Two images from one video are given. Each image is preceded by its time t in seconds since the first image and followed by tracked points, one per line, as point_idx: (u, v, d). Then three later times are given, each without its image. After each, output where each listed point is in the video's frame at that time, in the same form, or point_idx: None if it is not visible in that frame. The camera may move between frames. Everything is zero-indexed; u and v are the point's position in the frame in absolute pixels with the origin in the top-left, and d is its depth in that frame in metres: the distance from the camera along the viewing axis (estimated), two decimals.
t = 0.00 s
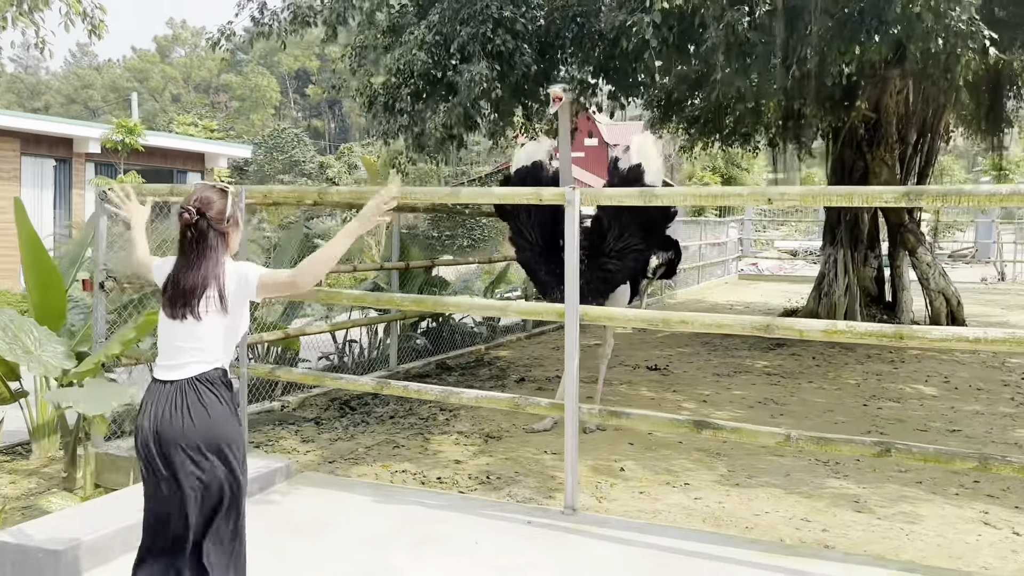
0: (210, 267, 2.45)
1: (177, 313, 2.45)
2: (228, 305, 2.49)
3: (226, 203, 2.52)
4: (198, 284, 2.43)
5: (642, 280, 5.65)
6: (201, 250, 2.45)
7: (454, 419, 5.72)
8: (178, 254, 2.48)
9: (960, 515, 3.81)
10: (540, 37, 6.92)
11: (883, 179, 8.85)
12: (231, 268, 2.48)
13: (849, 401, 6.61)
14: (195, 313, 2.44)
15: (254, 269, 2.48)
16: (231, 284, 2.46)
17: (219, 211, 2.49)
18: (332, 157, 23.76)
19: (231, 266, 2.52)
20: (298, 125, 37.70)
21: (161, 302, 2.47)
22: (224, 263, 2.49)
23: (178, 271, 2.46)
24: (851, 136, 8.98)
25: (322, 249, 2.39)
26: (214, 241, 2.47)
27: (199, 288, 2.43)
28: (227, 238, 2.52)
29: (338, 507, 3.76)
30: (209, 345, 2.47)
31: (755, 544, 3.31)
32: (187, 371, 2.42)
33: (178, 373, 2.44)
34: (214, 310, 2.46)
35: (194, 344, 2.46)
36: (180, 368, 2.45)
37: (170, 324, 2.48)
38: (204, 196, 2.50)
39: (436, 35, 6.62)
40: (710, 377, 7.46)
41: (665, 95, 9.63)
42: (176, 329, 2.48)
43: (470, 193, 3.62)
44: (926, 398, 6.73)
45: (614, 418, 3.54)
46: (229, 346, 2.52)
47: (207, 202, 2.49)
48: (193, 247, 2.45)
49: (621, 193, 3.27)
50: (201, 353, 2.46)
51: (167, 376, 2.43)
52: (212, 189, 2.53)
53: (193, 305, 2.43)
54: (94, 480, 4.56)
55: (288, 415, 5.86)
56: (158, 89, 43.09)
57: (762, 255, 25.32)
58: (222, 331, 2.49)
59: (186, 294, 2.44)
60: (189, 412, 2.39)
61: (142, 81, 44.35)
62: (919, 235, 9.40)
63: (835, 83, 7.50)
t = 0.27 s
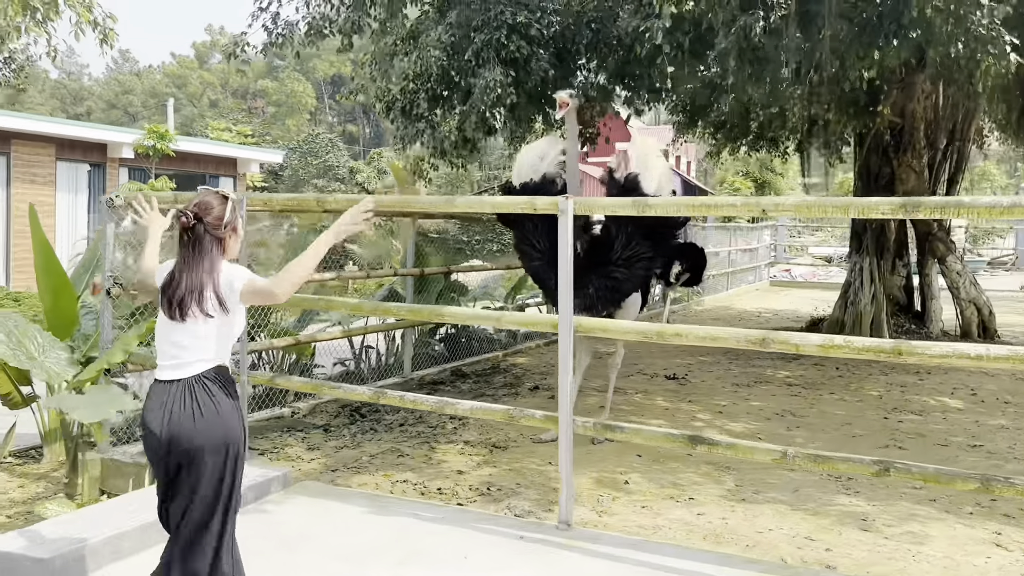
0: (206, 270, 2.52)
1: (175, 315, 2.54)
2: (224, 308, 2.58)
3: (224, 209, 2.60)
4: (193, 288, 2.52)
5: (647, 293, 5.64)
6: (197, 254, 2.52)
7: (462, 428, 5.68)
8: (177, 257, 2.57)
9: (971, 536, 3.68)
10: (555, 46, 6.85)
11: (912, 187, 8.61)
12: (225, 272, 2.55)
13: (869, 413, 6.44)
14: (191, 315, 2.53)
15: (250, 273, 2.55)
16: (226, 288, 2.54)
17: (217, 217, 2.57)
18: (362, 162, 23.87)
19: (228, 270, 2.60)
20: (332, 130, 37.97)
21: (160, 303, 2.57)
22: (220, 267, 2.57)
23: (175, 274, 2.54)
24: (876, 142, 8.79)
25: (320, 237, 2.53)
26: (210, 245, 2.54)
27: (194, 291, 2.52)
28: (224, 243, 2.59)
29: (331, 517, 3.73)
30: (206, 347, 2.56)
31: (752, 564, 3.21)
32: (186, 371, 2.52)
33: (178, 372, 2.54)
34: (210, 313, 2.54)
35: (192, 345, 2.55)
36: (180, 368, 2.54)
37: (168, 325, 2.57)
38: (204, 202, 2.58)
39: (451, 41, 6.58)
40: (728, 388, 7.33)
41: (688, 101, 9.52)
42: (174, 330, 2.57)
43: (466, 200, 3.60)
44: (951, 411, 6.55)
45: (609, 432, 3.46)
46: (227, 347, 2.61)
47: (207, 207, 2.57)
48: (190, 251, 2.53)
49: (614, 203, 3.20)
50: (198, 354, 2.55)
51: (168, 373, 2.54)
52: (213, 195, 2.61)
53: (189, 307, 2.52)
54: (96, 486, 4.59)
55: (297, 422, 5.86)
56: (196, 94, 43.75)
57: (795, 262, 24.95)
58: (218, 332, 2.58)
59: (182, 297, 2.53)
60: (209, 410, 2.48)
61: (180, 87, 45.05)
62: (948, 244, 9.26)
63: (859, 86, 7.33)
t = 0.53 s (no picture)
0: (205, 265, 2.41)
1: (175, 314, 2.43)
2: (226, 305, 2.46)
3: (222, 206, 2.50)
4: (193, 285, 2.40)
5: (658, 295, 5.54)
6: (196, 250, 2.42)
7: (470, 432, 5.61)
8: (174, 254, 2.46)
9: (983, 550, 3.55)
10: (568, 47, 6.77)
11: (937, 188, 8.44)
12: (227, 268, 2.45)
13: (888, 420, 6.28)
14: (192, 313, 2.41)
15: (251, 268, 2.44)
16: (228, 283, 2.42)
17: (214, 212, 2.47)
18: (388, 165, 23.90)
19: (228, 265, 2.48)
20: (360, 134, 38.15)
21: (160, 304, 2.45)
22: (219, 263, 2.46)
23: (173, 272, 2.43)
24: (900, 143, 8.58)
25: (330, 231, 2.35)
26: (208, 240, 2.44)
27: (194, 287, 2.40)
28: (223, 239, 2.50)
29: (325, 521, 3.67)
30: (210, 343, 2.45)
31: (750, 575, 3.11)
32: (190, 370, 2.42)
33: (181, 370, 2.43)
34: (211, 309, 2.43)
35: (195, 344, 2.44)
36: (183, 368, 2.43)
37: (168, 324, 2.46)
38: (200, 198, 2.49)
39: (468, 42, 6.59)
40: (745, 393, 7.19)
41: (708, 102, 9.39)
42: (177, 330, 2.45)
43: (461, 200, 3.57)
44: (974, 420, 6.36)
45: (605, 437, 3.38)
46: (230, 345, 2.50)
47: (203, 203, 2.48)
48: (188, 247, 2.42)
49: (609, 203, 3.13)
50: (202, 352, 2.44)
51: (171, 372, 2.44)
52: (208, 192, 2.52)
53: (189, 304, 2.40)
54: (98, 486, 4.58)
55: (305, 423, 5.84)
56: (228, 98, 44.23)
57: (825, 266, 24.60)
58: (221, 331, 2.47)
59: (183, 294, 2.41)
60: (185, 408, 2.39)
61: (212, 91, 45.56)
62: (975, 247, 9.05)
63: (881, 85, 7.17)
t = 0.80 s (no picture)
0: (216, 265, 2.54)
1: (190, 310, 2.58)
2: (238, 302, 2.60)
3: (234, 204, 2.61)
4: (206, 283, 2.53)
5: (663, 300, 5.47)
6: (209, 250, 2.55)
7: (476, 437, 5.58)
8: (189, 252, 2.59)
9: (991, 565, 3.45)
10: (578, 48, 6.75)
11: (958, 191, 8.28)
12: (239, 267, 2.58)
13: (904, 428, 6.16)
14: (204, 310, 2.56)
15: (261, 268, 2.57)
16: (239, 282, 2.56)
17: (227, 212, 2.58)
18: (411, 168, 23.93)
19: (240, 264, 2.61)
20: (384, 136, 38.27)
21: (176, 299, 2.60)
22: (231, 261, 2.59)
23: (188, 269, 2.56)
24: (920, 145, 8.43)
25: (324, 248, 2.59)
26: (221, 240, 2.56)
27: (207, 285, 2.54)
28: (235, 237, 2.61)
29: (320, 527, 3.65)
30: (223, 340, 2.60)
31: None
32: (208, 366, 2.58)
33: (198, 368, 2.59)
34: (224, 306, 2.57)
35: (211, 339, 2.59)
36: (200, 364, 2.60)
37: (185, 322, 2.61)
38: (213, 197, 2.59)
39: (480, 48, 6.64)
40: (758, 399, 7.10)
41: (725, 104, 9.30)
42: (193, 325, 2.61)
43: (457, 206, 3.53)
44: (993, 427, 6.22)
45: (600, 446, 3.33)
46: (244, 341, 2.66)
47: (217, 203, 2.59)
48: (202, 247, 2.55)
49: (603, 209, 3.08)
50: (218, 348, 2.60)
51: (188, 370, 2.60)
52: (222, 190, 2.62)
53: (202, 302, 2.54)
54: (100, 488, 4.61)
55: (312, 427, 5.84)
56: (254, 101, 44.58)
57: (850, 269, 24.29)
58: (235, 326, 2.62)
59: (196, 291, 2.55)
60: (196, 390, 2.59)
61: (239, 94, 45.95)
62: (998, 250, 8.91)
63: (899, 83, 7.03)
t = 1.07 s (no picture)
0: (229, 254, 2.60)
1: (203, 297, 2.63)
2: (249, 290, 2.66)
3: (247, 194, 2.66)
4: (219, 271, 2.59)
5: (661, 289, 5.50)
6: (222, 239, 2.60)
7: (475, 434, 5.59)
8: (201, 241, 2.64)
9: (983, 564, 3.42)
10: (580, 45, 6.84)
11: (967, 189, 8.21)
12: (251, 256, 2.63)
13: (907, 427, 6.12)
14: (217, 299, 2.61)
15: (273, 260, 2.63)
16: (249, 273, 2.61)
17: (240, 202, 2.63)
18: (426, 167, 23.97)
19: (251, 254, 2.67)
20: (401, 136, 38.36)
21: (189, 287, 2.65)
22: (243, 249, 2.64)
23: (201, 258, 2.62)
24: (928, 142, 8.35)
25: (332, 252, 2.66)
26: (234, 229, 2.61)
27: (219, 274, 2.59)
28: (247, 227, 2.67)
29: (310, 521, 3.68)
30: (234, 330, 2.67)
31: None
32: (221, 355, 2.66)
33: (212, 358, 2.67)
34: (235, 296, 2.63)
35: (224, 327, 2.66)
36: (213, 353, 2.68)
37: (201, 309, 2.68)
38: (226, 187, 2.64)
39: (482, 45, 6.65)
40: (763, 398, 7.06)
41: (733, 103, 9.25)
42: (208, 313, 2.67)
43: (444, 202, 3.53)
44: (999, 427, 6.16)
45: (586, 442, 3.33)
46: (255, 331, 2.72)
47: (230, 193, 2.63)
48: (214, 236, 2.60)
49: (586, 205, 3.08)
50: (231, 336, 2.67)
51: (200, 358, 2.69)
52: (233, 180, 2.67)
53: (214, 291, 2.60)
54: (101, 482, 4.66)
55: (313, 424, 5.87)
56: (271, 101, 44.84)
57: (866, 269, 24.08)
58: (246, 315, 2.68)
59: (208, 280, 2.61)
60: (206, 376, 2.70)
61: (256, 94, 46.22)
62: (1010, 251, 8.77)
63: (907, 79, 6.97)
